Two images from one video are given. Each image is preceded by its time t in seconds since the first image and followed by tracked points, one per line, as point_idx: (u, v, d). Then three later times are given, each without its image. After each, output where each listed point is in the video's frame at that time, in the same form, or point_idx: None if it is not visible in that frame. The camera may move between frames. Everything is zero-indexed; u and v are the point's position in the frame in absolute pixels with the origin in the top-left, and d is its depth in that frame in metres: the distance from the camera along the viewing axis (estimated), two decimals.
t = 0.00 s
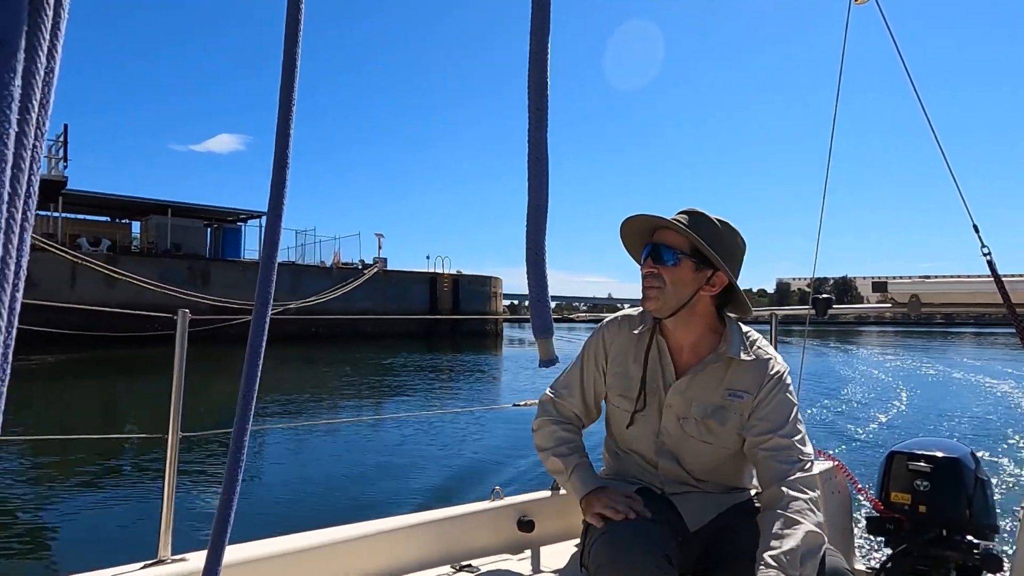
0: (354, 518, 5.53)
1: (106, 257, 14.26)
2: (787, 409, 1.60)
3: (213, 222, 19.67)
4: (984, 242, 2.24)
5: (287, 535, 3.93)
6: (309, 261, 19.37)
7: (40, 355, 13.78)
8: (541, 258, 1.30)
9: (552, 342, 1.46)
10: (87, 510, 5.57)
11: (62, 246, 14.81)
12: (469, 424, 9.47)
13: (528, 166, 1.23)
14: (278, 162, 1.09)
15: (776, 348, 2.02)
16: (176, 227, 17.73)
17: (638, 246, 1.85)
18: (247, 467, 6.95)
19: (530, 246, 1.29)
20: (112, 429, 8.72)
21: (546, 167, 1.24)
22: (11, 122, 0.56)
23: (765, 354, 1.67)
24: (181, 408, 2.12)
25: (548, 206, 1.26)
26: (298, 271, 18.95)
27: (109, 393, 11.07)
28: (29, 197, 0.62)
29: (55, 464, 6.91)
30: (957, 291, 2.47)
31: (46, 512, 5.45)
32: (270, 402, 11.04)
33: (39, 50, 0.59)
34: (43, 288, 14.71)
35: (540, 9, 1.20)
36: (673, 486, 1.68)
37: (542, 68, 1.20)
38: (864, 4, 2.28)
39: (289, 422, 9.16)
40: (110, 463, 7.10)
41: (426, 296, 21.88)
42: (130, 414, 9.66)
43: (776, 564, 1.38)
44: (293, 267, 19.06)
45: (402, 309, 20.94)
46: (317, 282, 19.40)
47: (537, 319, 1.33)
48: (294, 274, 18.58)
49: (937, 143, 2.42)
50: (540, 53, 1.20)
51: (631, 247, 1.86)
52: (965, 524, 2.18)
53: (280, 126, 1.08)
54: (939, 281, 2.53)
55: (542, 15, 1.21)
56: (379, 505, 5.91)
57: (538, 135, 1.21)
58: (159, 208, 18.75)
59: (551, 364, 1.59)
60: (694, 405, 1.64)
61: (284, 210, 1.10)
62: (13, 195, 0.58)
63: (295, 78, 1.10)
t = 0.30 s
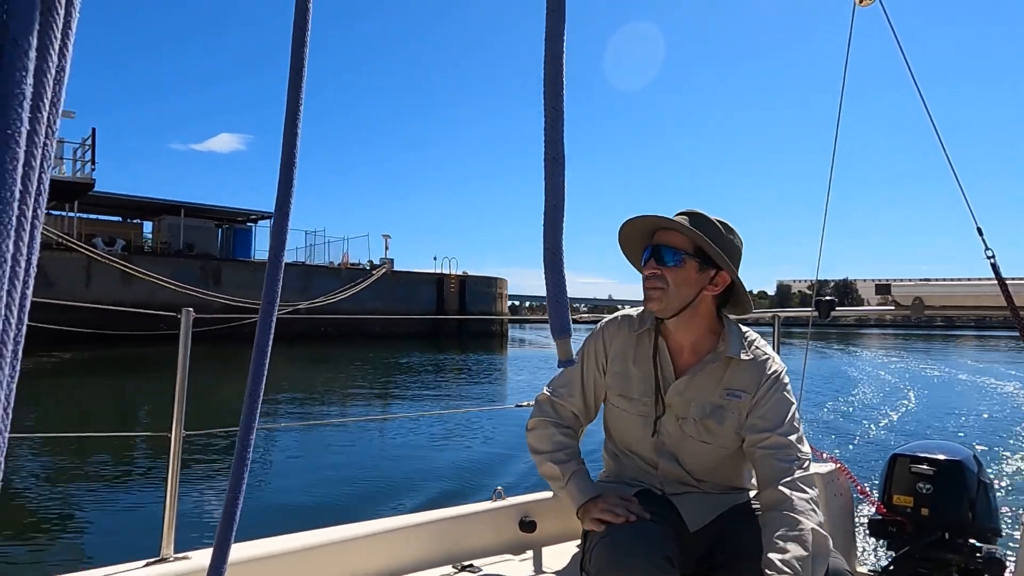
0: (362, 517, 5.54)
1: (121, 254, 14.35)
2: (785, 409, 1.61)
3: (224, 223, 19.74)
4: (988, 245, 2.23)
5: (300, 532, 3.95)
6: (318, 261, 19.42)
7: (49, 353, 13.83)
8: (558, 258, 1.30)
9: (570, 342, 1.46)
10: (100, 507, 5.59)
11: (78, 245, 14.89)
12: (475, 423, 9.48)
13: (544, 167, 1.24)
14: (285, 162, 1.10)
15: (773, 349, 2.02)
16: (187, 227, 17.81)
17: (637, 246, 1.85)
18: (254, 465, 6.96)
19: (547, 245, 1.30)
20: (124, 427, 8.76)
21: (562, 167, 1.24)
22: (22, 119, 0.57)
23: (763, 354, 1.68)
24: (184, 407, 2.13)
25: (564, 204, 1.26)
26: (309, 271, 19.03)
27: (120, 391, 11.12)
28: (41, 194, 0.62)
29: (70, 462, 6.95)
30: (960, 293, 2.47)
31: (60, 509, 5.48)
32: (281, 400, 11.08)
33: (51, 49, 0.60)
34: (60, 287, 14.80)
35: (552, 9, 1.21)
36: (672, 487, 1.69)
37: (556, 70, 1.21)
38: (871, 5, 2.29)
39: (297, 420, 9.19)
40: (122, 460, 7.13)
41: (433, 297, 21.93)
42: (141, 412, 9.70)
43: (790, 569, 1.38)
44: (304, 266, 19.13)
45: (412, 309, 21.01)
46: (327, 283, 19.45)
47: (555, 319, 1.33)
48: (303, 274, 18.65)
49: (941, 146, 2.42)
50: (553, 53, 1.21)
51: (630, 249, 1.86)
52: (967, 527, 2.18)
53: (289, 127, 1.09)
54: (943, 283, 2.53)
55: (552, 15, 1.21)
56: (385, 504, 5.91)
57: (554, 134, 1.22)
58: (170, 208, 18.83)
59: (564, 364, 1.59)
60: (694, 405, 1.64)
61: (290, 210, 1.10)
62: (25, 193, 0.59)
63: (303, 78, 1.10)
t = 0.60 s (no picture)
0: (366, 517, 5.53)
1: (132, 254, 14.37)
2: (785, 412, 1.61)
3: (233, 224, 19.76)
4: (986, 246, 2.23)
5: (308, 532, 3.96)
6: (324, 262, 19.41)
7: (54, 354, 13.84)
8: (563, 259, 1.31)
9: (575, 343, 1.46)
10: (108, 505, 5.61)
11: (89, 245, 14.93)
12: (477, 424, 9.47)
13: (549, 168, 1.24)
14: (285, 164, 1.10)
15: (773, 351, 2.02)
16: (196, 228, 17.84)
17: (637, 247, 1.85)
18: (258, 465, 6.96)
19: (552, 247, 1.29)
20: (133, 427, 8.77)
21: (567, 168, 1.24)
22: (21, 121, 0.57)
23: (763, 357, 1.68)
24: (184, 408, 2.13)
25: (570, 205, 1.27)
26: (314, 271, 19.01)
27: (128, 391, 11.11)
28: (40, 194, 0.62)
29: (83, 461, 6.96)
30: (959, 294, 2.47)
31: (68, 509, 5.49)
32: (288, 399, 11.09)
33: (50, 50, 0.60)
34: (72, 288, 14.80)
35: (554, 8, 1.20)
36: (672, 488, 1.69)
37: (560, 74, 1.21)
38: (872, 6, 2.29)
39: (302, 420, 9.20)
40: (130, 460, 7.13)
41: (437, 298, 21.92)
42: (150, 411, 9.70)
43: (794, 569, 1.38)
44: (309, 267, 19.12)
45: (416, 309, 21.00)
46: (334, 283, 19.47)
47: (562, 320, 1.33)
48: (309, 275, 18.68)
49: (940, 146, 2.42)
50: (555, 55, 1.21)
51: (628, 248, 1.87)
52: (967, 528, 2.18)
53: (288, 127, 1.09)
54: (941, 284, 2.53)
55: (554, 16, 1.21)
56: (389, 503, 5.91)
57: (558, 135, 1.22)
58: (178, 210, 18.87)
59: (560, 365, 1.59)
60: (693, 406, 1.64)
61: (290, 212, 1.10)
62: (24, 194, 0.59)
63: (302, 78, 1.10)
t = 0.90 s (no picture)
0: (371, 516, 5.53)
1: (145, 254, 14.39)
2: (789, 415, 1.61)
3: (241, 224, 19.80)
4: (988, 248, 2.22)
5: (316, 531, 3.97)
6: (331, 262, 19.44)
7: (60, 352, 13.86)
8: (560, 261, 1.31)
9: (570, 343, 1.47)
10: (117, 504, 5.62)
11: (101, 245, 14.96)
12: (481, 423, 9.47)
13: (546, 168, 1.24)
14: (288, 163, 1.10)
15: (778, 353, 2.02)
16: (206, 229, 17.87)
17: (643, 249, 1.85)
18: (263, 463, 6.97)
19: (548, 248, 1.30)
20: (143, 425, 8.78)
21: (564, 169, 1.24)
22: (27, 123, 0.57)
23: (768, 360, 1.68)
24: (187, 407, 2.13)
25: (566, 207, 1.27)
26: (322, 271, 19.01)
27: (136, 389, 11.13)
28: (48, 194, 0.63)
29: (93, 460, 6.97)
30: (962, 296, 2.47)
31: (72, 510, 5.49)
32: (294, 398, 11.11)
33: (57, 50, 0.60)
34: (85, 288, 14.83)
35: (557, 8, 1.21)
36: (675, 490, 1.69)
37: (558, 77, 1.22)
38: (873, 8, 2.30)
39: (309, 418, 9.21)
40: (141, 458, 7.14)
41: (442, 298, 21.92)
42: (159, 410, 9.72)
43: (794, 570, 1.38)
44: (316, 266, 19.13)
45: (421, 310, 21.00)
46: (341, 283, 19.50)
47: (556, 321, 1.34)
48: (317, 275, 18.71)
49: (942, 149, 2.42)
50: (557, 56, 1.21)
51: (635, 250, 1.88)
52: (968, 530, 2.17)
53: (292, 126, 1.09)
54: (942, 285, 2.53)
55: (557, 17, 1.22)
56: (393, 502, 5.91)
57: (557, 137, 1.22)
58: (188, 210, 18.91)
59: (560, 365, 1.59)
60: (698, 409, 1.64)
61: (293, 213, 1.11)
62: (32, 192, 0.59)
63: (304, 81, 1.11)
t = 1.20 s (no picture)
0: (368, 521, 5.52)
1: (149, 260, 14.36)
2: (782, 423, 1.62)
3: (242, 231, 19.78)
4: (979, 258, 2.25)
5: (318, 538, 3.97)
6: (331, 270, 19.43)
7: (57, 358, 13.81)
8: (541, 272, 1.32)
9: (551, 354, 1.47)
10: (118, 509, 5.61)
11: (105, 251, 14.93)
12: (479, 430, 9.45)
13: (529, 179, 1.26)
14: (284, 173, 1.11)
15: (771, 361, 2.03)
16: (207, 236, 17.85)
17: (636, 256, 1.86)
18: (259, 469, 6.94)
19: (529, 258, 1.31)
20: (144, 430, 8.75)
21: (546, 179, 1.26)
22: (25, 135, 0.58)
23: (760, 368, 1.69)
24: (181, 416, 2.13)
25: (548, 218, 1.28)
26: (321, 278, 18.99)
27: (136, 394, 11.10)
28: (45, 202, 0.64)
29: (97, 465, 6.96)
30: (955, 304, 2.49)
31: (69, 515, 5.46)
32: (294, 403, 11.09)
33: (56, 62, 0.61)
34: (89, 294, 14.78)
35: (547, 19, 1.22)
36: (670, 497, 1.69)
37: (543, 87, 1.23)
38: (865, 18, 2.32)
39: (308, 424, 9.20)
40: (143, 464, 7.11)
41: (440, 305, 21.91)
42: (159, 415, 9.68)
43: None
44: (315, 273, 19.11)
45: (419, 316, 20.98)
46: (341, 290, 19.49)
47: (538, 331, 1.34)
48: (318, 282, 18.70)
49: (933, 158, 2.44)
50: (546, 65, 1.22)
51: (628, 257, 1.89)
52: (961, 538, 2.19)
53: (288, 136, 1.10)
54: (936, 294, 2.54)
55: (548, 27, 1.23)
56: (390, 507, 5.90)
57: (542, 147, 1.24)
58: (189, 217, 18.91)
59: (551, 375, 1.59)
60: (691, 417, 1.65)
61: (288, 222, 1.11)
62: (28, 205, 0.60)
63: (300, 91, 1.12)
